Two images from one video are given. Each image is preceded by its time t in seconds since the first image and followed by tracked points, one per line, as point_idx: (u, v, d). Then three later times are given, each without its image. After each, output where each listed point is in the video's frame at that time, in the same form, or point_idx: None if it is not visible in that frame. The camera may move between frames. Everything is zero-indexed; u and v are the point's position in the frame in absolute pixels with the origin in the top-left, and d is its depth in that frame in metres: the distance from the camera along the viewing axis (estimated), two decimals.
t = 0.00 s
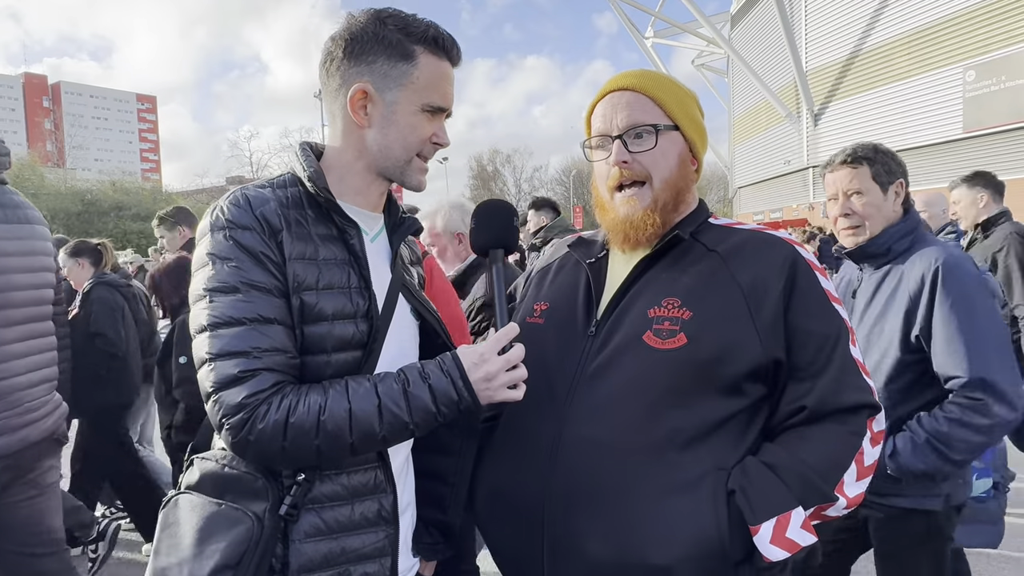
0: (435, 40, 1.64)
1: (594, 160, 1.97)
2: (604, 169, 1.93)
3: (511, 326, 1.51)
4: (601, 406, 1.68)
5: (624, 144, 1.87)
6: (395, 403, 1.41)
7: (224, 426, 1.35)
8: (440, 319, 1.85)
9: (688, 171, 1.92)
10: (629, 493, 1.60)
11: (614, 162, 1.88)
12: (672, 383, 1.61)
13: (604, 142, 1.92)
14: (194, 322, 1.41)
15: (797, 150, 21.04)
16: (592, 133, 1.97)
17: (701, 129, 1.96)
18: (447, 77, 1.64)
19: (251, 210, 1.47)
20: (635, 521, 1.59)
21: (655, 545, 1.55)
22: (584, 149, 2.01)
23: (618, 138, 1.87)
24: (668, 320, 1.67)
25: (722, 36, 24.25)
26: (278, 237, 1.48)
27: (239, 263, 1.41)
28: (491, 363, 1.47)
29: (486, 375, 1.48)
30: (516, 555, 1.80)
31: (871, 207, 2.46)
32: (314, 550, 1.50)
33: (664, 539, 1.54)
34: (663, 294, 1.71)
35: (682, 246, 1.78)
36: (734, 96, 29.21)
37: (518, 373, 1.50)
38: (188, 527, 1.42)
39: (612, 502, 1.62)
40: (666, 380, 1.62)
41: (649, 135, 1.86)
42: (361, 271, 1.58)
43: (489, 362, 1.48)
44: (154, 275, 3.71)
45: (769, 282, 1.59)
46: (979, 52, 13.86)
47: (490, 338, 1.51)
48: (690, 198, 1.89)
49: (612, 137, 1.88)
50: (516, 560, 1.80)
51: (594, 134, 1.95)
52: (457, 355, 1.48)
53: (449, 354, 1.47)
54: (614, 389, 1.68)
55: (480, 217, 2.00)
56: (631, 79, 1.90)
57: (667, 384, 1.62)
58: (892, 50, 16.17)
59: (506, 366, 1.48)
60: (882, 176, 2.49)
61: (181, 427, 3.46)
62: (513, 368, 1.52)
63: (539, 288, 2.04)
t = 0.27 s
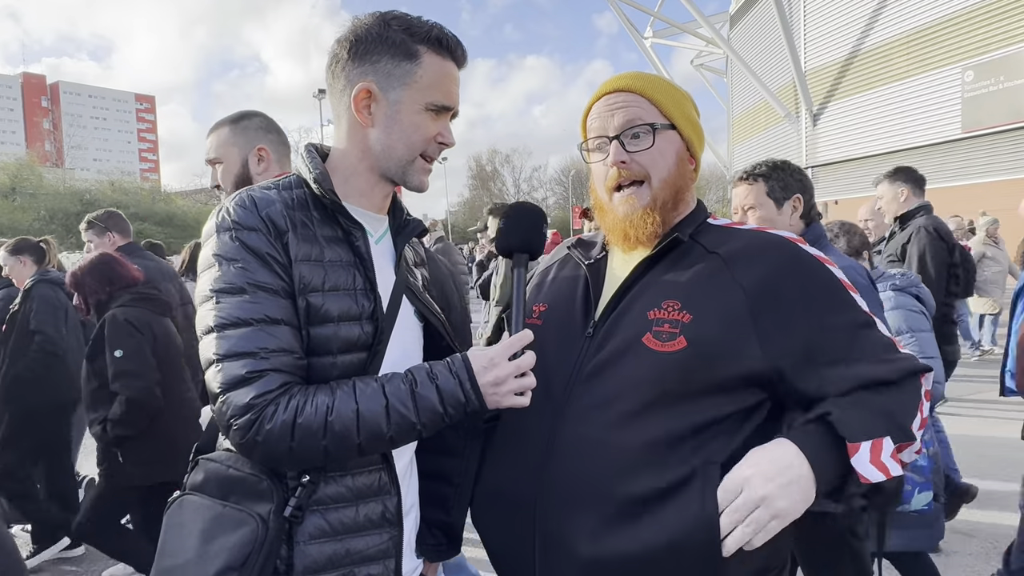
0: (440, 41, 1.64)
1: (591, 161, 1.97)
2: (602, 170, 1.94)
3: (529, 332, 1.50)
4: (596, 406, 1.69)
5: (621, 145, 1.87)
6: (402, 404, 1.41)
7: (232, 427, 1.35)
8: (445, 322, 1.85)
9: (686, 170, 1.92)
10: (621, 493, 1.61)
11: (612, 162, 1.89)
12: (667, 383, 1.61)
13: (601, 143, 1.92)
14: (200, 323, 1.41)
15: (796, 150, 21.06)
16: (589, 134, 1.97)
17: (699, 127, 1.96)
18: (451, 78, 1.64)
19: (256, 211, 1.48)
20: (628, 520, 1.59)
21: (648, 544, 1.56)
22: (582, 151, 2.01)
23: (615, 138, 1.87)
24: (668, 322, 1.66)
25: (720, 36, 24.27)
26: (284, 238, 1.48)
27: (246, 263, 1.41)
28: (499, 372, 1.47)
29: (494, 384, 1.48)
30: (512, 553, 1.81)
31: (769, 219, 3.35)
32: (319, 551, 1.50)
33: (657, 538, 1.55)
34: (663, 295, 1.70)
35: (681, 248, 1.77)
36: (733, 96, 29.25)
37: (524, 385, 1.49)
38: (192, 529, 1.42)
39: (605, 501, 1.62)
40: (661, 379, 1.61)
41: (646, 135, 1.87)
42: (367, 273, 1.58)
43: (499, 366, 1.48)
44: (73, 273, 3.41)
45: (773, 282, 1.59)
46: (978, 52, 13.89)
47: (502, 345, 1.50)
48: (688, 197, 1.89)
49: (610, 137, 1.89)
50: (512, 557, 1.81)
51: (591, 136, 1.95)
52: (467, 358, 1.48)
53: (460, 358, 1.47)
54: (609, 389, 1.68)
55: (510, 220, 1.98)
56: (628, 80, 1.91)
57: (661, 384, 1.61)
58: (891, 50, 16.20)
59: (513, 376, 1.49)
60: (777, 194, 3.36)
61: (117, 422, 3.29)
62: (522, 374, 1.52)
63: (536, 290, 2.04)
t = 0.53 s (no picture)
0: (434, 36, 1.62)
1: (598, 167, 1.96)
2: (610, 174, 1.91)
3: (549, 356, 1.48)
4: (609, 405, 1.67)
5: (627, 146, 1.84)
6: (410, 404, 1.39)
7: (238, 426, 1.34)
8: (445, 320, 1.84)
9: (693, 166, 1.92)
10: (635, 492, 1.59)
11: (619, 165, 1.85)
12: (681, 381, 1.60)
13: (606, 147, 1.91)
14: (201, 322, 1.39)
15: (795, 151, 21.08)
16: (593, 139, 1.96)
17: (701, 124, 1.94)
18: (445, 72, 1.63)
19: (253, 209, 1.46)
20: (642, 519, 1.58)
21: (664, 543, 1.55)
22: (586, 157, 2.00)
23: (619, 140, 1.85)
24: (682, 319, 1.64)
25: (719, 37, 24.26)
26: (282, 236, 1.46)
27: (245, 262, 1.39)
28: (510, 385, 1.45)
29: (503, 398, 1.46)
30: (518, 552, 1.79)
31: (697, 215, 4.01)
32: (321, 553, 1.48)
33: (671, 537, 1.54)
34: (674, 293, 1.69)
35: (693, 250, 1.75)
36: (732, 96, 29.27)
37: (531, 407, 1.48)
38: (192, 533, 1.40)
39: (618, 500, 1.61)
40: (675, 378, 1.60)
41: (650, 134, 1.84)
42: (365, 270, 1.57)
43: (509, 381, 1.46)
44: None
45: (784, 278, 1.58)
46: (976, 52, 13.88)
47: (521, 361, 1.48)
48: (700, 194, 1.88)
49: (614, 140, 1.87)
50: (518, 557, 1.79)
51: (596, 141, 1.93)
52: (482, 366, 1.46)
53: (473, 363, 1.46)
54: (623, 388, 1.66)
55: (577, 237, 1.89)
56: (630, 83, 1.90)
57: (675, 382, 1.60)
58: (889, 50, 16.20)
59: (524, 395, 1.47)
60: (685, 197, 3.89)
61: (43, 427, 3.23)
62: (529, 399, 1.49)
63: (544, 288, 2.03)
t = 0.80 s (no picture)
0: (431, 35, 1.61)
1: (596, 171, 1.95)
2: (603, 180, 1.92)
3: (554, 367, 1.47)
4: (611, 405, 1.66)
5: (612, 155, 1.83)
6: (412, 406, 1.39)
7: (238, 428, 1.33)
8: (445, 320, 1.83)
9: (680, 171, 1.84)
10: (637, 493, 1.58)
11: (604, 173, 1.86)
12: (682, 381, 1.59)
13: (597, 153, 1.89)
14: (200, 322, 1.39)
15: (794, 151, 21.08)
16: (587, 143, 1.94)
17: (699, 125, 1.90)
18: (444, 72, 1.62)
19: (253, 209, 1.45)
20: (644, 520, 1.57)
21: (667, 543, 1.54)
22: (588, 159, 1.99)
23: (606, 149, 1.83)
24: (679, 316, 1.64)
25: (719, 37, 24.26)
26: (282, 236, 1.45)
27: (245, 262, 1.38)
28: (514, 395, 1.45)
29: (506, 407, 1.46)
30: (519, 552, 1.78)
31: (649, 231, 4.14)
32: (320, 555, 1.48)
33: (674, 537, 1.54)
34: (672, 291, 1.69)
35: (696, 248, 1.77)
36: (731, 96, 29.27)
37: (533, 416, 1.47)
38: (190, 535, 1.39)
39: (621, 501, 1.60)
40: (676, 378, 1.60)
41: (633, 142, 1.80)
42: (365, 271, 1.56)
43: (515, 390, 1.46)
44: None
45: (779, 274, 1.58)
46: (976, 52, 13.87)
47: (526, 370, 1.48)
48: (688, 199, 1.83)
49: (601, 149, 1.85)
50: (519, 557, 1.78)
51: (590, 145, 1.92)
52: (485, 370, 1.46)
53: (477, 368, 1.45)
54: (624, 388, 1.66)
55: (592, 249, 1.78)
56: (628, 88, 1.86)
57: (676, 382, 1.59)
58: (889, 50, 16.20)
59: (527, 405, 1.46)
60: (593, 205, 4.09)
61: None
62: (533, 408, 1.48)
63: (547, 289, 2.03)
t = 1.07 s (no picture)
0: (437, 37, 1.62)
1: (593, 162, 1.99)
2: (598, 172, 1.95)
3: (552, 363, 1.47)
4: (605, 405, 1.66)
5: (606, 148, 1.86)
6: (413, 406, 1.39)
7: (240, 428, 1.33)
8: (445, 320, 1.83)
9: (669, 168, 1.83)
10: (631, 493, 1.58)
11: (598, 165, 1.90)
12: (675, 382, 1.59)
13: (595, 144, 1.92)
14: (201, 323, 1.39)
15: (793, 151, 21.09)
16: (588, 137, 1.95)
17: (701, 126, 1.88)
18: (450, 75, 1.63)
19: (254, 208, 1.45)
20: (639, 520, 1.57)
21: (662, 543, 1.54)
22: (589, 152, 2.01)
23: (602, 141, 1.87)
24: (672, 316, 1.65)
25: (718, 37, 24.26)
26: (283, 236, 1.45)
27: (246, 262, 1.38)
28: (514, 392, 1.45)
29: (506, 405, 1.47)
30: (517, 552, 1.78)
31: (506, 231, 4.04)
32: (322, 554, 1.48)
33: (669, 536, 1.53)
34: (667, 290, 1.69)
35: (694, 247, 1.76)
36: (730, 96, 29.27)
37: (533, 413, 1.47)
38: (191, 535, 1.39)
39: (615, 501, 1.60)
40: (670, 378, 1.60)
41: (626, 136, 1.82)
42: (366, 270, 1.56)
43: (514, 387, 1.46)
44: None
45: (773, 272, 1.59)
46: (976, 52, 13.87)
47: (526, 368, 1.48)
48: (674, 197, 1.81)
49: (598, 141, 1.88)
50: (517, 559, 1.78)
51: (589, 138, 1.94)
52: (485, 369, 1.46)
53: (477, 367, 1.45)
54: (618, 388, 1.66)
55: (587, 247, 1.78)
56: (627, 84, 1.87)
57: (670, 383, 1.59)
58: (888, 50, 16.20)
59: (527, 402, 1.47)
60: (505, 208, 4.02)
61: None
62: (533, 405, 1.49)
63: (546, 289, 2.03)
